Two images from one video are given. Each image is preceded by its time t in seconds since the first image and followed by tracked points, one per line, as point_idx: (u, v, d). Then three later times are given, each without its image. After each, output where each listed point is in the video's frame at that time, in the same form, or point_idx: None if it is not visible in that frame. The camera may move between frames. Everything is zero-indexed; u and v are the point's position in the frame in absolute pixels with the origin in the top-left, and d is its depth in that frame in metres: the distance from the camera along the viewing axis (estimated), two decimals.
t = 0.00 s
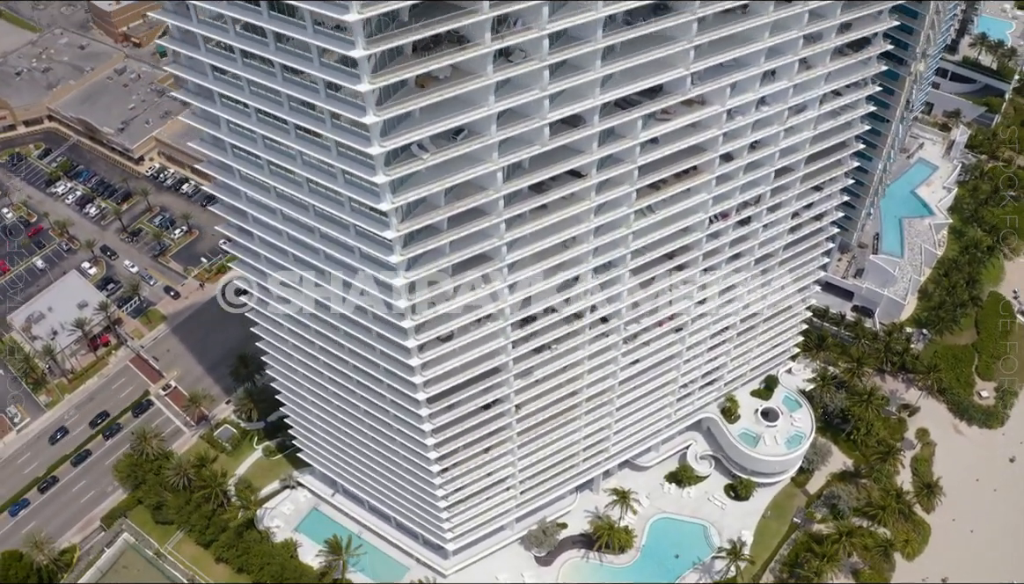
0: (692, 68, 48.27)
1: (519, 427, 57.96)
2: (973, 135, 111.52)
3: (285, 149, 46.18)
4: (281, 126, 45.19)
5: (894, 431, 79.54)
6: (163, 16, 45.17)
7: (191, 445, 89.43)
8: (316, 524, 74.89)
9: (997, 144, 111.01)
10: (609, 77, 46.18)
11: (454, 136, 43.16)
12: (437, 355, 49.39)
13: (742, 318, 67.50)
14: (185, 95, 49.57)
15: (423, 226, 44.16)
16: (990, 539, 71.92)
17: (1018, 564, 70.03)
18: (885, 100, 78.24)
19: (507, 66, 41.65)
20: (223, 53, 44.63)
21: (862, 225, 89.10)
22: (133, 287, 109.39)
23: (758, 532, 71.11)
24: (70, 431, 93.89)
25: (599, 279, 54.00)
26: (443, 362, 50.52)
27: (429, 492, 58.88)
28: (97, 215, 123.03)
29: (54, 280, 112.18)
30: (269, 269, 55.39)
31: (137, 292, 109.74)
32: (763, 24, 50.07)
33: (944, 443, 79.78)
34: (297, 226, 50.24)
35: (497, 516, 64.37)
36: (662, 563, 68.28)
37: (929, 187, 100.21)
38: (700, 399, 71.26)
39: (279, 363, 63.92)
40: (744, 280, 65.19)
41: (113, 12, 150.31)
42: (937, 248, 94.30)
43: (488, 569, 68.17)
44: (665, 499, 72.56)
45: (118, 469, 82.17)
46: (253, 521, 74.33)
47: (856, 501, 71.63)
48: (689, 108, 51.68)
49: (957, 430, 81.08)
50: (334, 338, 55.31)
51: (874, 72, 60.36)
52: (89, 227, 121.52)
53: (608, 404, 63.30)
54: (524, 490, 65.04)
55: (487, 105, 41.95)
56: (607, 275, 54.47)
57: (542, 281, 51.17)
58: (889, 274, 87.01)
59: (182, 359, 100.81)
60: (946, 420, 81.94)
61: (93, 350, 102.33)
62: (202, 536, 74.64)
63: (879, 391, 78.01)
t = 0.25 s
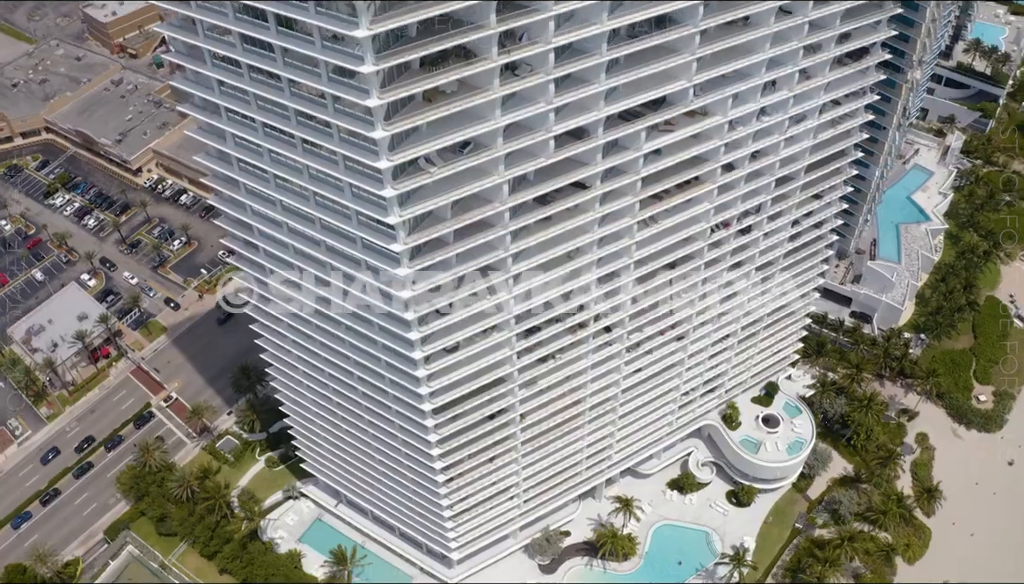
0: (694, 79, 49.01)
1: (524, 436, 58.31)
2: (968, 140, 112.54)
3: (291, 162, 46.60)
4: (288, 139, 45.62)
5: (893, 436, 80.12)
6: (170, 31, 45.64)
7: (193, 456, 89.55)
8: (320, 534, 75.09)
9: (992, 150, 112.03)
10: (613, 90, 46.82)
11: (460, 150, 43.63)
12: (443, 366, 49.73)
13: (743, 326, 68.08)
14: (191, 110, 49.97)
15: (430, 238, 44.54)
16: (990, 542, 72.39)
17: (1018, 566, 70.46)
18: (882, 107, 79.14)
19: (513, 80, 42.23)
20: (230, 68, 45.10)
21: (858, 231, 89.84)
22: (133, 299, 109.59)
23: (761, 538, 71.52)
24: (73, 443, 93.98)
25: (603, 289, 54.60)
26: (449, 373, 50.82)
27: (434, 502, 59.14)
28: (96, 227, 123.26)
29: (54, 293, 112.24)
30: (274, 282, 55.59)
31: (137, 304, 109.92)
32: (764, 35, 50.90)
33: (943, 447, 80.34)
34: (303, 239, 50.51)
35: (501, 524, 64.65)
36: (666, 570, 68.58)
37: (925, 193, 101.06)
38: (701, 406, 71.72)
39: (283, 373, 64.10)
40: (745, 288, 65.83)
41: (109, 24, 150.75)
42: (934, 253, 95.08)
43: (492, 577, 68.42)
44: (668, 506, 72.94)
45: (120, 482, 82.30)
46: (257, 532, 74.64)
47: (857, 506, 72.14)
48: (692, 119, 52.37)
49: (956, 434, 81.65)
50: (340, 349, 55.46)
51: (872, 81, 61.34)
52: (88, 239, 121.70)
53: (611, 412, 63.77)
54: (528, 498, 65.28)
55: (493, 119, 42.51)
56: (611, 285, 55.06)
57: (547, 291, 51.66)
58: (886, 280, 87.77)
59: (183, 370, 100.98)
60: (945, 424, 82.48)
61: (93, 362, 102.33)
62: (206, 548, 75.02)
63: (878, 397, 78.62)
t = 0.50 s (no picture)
0: (696, 91, 49.69)
1: (528, 445, 58.74)
2: (963, 145, 113.47)
3: (297, 175, 47.04)
4: (294, 154, 46.08)
5: (893, 441, 80.60)
6: (176, 47, 46.19)
7: (195, 468, 89.64)
8: (324, 545, 75.36)
9: (987, 154, 112.99)
10: (616, 102, 47.45)
11: (466, 163, 44.14)
12: (449, 378, 50.11)
13: (743, 333, 68.68)
14: (197, 124, 50.46)
15: (436, 252, 45.01)
16: (990, 545, 72.88)
17: (1018, 569, 70.94)
18: (879, 114, 79.93)
19: (519, 93, 42.77)
20: (237, 83, 45.60)
21: (855, 237, 90.55)
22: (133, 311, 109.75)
23: (763, 544, 71.95)
24: (74, 456, 94.05)
25: (606, 299, 55.17)
26: (455, 384, 51.20)
27: (438, 512, 59.45)
28: (94, 239, 123.49)
29: (53, 305, 112.28)
30: (279, 295, 55.83)
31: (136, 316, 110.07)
32: (764, 47, 51.72)
33: (942, 451, 80.91)
34: (309, 252, 50.84)
35: (505, 534, 64.99)
36: (669, 577, 68.92)
37: (921, 198, 101.87)
38: (702, 413, 72.13)
39: (286, 384, 64.28)
40: (746, 296, 66.47)
41: (106, 36, 151.15)
42: (930, 258, 95.82)
43: None
44: (670, 513, 73.33)
45: (123, 494, 82.33)
46: (261, 544, 74.82)
47: (857, 511, 72.61)
48: (693, 129, 53.09)
49: (954, 438, 82.24)
50: (345, 361, 55.72)
51: (869, 90, 62.34)
52: (86, 251, 121.88)
53: (614, 420, 64.21)
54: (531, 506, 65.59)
55: (499, 132, 43.05)
56: (614, 294, 55.63)
57: (551, 302, 52.24)
58: (884, 285, 88.41)
59: (184, 382, 101.09)
60: (944, 428, 83.05)
61: (94, 375, 102.36)
62: (210, 559, 75.40)
63: (877, 402, 79.25)
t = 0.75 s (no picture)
0: (698, 102, 50.40)
1: (531, 453, 59.17)
2: (957, 150, 114.47)
3: (303, 188, 47.49)
4: (299, 167, 46.53)
5: (892, 445, 81.15)
6: (182, 62, 46.86)
7: (196, 480, 89.67)
8: (327, 555, 75.55)
9: (980, 159, 114.01)
10: (619, 114, 48.12)
11: (472, 176, 44.59)
12: (454, 388, 50.50)
13: (744, 339, 69.28)
14: (201, 138, 50.96)
15: (442, 265, 45.45)
16: (989, 548, 73.37)
17: (1017, 571, 71.45)
18: (875, 122, 80.81)
19: (524, 107, 43.36)
20: (243, 97, 46.06)
21: (852, 243, 91.29)
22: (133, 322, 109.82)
23: (764, 549, 72.36)
24: (75, 468, 94.04)
25: (608, 308, 55.75)
26: (460, 395, 51.58)
27: (442, 521, 59.77)
28: (92, 251, 123.57)
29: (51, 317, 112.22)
30: (283, 307, 56.09)
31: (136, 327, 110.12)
32: (764, 58, 52.58)
33: (940, 454, 81.49)
34: (314, 264, 51.18)
35: (508, 542, 65.27)
36: None
37: (916, 203, 102.74)
38: (702, 420, 72.58)
39: (289, 395, 64.46)
40: (747, 303, 67.07)
41: (101, 47, 151.39)
42: (926, 263, 96.64)
43: None
44: (671, 519, 73.69)
45: (125, 507, 82.39)
46: (264, 555, 74.97)
47: (858, 515, 73.10)
48: (694, 140, 53.83)
49: (952, 441, 82.85)
50: (349, 372, 56.01)
51: (866, 99, 63.34)
52: (85, 263, 121.93)
53: (616, 428, 64.66)
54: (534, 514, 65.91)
55: (505, 145, 43.61)
56: (616, 303, 56.19)
57: (555, 311, 52.78)
58: (881, 290, 89.11)
59: (185, 393, 101.10)
60: (942, 432, 83.64)
61: (94, 387, 102.31)
62: (214, 571, 75.83)
63: (875, 406, 79.99)
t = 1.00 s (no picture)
0: (699, 112, 51.06)
1: (535, 462, 59.62)
2: (951, 155, 115.46)
3: (308, 202, 47.94)
4: (305, 181, 46.99)
5: (890, 449, 81.74)
6: (187, 76, 47.35)
7: (197, 491, 89.67)
8: (330, 566, 75.78)
9: (974, 163, 115.03)
10: (622, 126, 48.75)
11: (477, 189, 45.09)
12: (459, 399, 50.92)
13: (743, 345, 69.89)
14: (206, 152, 51.39)
15: (448, 278, 45.93)
16: (988, 549, 73.93)
17: (1016, 572, 72.02)
18: (871, 128, 81.62)
19: (529, 119, 43.94)
20: (249, 112, 46.52)
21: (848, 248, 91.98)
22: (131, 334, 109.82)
23: (765, 554, 72.84)
24: (76, 481, 94.00)
25: (610, 318, 56.35)
26: (464, 405, 51.99)
27: (446, 531, 60.12)
28: (90, 262, 123.52)
29: (50, 330, 112.17)
30: (287, 318, 56.39)
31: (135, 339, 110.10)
32: (764, 68, 53.36)
33: (938, 457, 82.10)
34: (320, 276, 51.56)
35: (511, 550, 65.59)
36: None
37: (911, 208, 103.60)
38: (703, 426, 73.06)
39: (291, 405, 64.66)
40: (746, 310, 67.71)
41: (96, 58, 151.41)
42: (921, 267, 97.43)
43: None
44: (672, 526, 74.12)
45: (127, 519, 82.51)
46: (267, 566, 75.18)
47: (858, 519, 73.63)
48: (695, 150, 54.53)
49: (950, 444, 83.48)
50: (353, 384, 56.33)
51: (863, 107, 64.31)
52: (82, 274, 121.83)
53: (618, 436, 65.15)
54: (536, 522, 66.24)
55: (509, 157, 44.17)
56: (619, 312, 56.75)
57: (558, 321, 53.34)
58: (877, 295, 89.82)
59: (184, 405, 100.95)
60: (940, 435, 84.30)
61: (93, 400, 102.22)
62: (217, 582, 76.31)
63: (873, 411, 80.82)
